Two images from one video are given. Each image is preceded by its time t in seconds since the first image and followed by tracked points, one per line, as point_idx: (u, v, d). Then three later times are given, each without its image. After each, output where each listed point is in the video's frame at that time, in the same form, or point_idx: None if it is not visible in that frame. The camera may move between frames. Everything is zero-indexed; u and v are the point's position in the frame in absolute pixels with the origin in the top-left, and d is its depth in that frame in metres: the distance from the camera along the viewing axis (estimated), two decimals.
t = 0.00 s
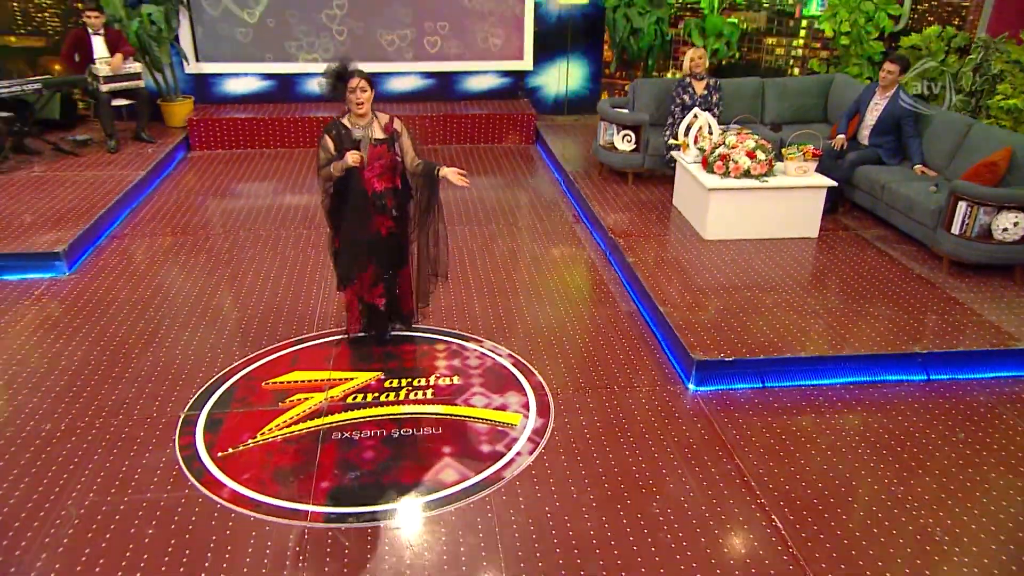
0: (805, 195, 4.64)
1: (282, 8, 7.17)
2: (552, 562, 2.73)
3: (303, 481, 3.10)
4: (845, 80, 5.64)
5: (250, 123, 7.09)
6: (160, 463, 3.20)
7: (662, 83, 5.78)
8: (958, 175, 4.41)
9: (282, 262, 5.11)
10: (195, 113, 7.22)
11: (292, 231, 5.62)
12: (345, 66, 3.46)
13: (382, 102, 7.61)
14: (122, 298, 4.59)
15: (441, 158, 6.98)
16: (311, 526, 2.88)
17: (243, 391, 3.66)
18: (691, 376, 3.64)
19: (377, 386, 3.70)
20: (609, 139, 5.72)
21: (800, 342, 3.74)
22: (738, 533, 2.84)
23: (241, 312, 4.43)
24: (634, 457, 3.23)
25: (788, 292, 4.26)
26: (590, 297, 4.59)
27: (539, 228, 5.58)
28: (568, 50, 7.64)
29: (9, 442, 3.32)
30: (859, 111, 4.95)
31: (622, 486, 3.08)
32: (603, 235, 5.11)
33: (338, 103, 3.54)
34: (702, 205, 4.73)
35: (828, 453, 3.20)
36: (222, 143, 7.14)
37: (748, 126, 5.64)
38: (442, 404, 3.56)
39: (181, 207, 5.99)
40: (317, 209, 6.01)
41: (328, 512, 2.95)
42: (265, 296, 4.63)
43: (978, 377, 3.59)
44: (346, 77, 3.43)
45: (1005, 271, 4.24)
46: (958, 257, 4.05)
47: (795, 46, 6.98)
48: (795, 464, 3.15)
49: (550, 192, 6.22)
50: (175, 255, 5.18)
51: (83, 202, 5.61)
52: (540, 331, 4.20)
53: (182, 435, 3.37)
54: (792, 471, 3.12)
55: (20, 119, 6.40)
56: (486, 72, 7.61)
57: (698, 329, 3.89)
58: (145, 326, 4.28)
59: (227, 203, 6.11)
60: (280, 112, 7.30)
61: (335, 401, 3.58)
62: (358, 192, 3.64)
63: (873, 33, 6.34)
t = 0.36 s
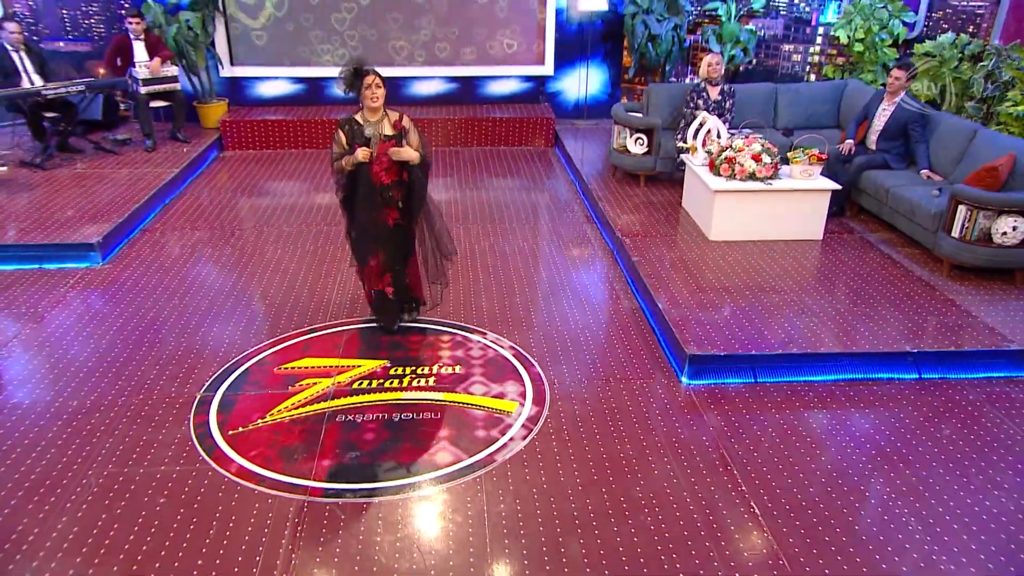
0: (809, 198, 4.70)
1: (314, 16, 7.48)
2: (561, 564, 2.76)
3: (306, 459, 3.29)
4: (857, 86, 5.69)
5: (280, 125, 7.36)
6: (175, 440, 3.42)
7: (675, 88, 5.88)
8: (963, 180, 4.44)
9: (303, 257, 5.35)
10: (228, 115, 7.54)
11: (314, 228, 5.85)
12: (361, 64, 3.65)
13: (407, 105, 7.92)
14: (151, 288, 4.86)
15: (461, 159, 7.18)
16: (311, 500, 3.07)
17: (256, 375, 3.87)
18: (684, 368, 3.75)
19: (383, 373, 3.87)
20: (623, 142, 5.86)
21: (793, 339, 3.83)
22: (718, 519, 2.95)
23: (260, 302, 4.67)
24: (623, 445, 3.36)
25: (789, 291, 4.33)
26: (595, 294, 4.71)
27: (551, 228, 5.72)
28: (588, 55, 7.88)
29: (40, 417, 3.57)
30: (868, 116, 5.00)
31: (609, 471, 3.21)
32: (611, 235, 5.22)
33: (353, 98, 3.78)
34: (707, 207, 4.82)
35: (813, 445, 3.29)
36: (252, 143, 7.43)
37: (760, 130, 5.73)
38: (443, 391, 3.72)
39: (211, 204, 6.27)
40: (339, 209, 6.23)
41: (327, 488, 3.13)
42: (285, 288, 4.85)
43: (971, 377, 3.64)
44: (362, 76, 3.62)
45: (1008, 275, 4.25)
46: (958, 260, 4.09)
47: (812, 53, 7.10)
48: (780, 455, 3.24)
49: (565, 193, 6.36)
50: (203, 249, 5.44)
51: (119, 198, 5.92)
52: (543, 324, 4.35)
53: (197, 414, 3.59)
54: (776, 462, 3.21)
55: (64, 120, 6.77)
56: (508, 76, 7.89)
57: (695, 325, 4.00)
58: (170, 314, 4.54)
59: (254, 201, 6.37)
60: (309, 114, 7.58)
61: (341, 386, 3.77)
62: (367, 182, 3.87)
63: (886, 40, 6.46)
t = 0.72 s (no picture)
0: (812, 202, 4.79)
1: (347, 26, 7.88)
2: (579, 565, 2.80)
3: (313, 439, 3.49)
4: (868, 94, 5.76)
5: (307, 128, 7.65)
6: (193, 419, 3.65)
7: (687, 94, 5.97)
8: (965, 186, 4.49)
9: (323, 254, 5.59)
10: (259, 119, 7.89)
11: (335, 228, 6.10)
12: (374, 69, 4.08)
13: (432, 110, 8.27)
14: (179, 281, 5.13)
15: (481, 163, 7.40)
16: (315, 477, 3.26)
17: (271, 362, 4.09)
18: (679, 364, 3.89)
19: (389, 362, 4.07)
20: (635, 147, 6.01)
21: (787, 337, 3.94)
22: (699, 504, 3.07)
23: (279, 296, 4.90)
24: (614, 433, 3.51)
25: (788, 292, 4.42)
26: (599, 294, 4.85)
27: (563, 229, 5.87)
28: (606, 64, 8.20)
29: (71, 396, 3.84)
30: (874, 124, 5.07)
31: (598, 458, 3.36)
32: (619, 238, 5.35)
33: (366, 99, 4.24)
34: (712, 210, 4.94)
35: (797, 439, 3.40)
36: (282, 146, 7.74)
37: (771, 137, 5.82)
38: (445, 380, 3.90)
39: (239, 204, 6.56)
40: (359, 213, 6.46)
41: (330, 467, 3.32)
42: (303, 283, 5.09)
43: (961, 378, 3.71)
44: (375, 80, 4.05)
45: (1009, 281, 4.29)
46: (956, 265, 4.14)
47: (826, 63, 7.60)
48: (764, 447, 3.36)
49: (579, 197, 6.51)
50: (230, 245, 5.72)
51: (155, 196, 6.24)
52: (548, 319, 4.52)
53: (214, 397, 3.81)
54: (760, 453, 3.33)
55: (106, 123, 7.14)
56: (529, 84, 8.23)
57: (692, 322, 4.13)
58: (196, 305, 4.80)
59: (280, 201, 6.65)
60: (336, 119, 7.89)
61: (350, 373, 3.97)
62: (374, 177, 4.20)
63: (899, 49, 6.60)
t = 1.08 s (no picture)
0: (818, 210, 4.89)
1: (375, 38, 8.21)
2: (590, 566, 2.84)
3: (326, 424, 3.70)
4: (880, 105, 5.85)
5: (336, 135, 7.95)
6: (214, 403, 3.89)
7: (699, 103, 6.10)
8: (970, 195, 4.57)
9: (346, 254, 5.85)
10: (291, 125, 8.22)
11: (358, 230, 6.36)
12: (398, 76, 4.36)
13: (456, 119, 8.55)
14: (209, 278, 5.41)
15: (502, 169, 7.63)
16: (325, 458, 3.47)
17: (289, 352, 4.32)
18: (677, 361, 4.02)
19: (400, 355, 4.27)
20: (649, 155, 6.17)
21: (785, 338, 4.05)
22: (687, 492, 3.20)
23: (302, 292, 5.15)
24: (610, 424, 3.67)
25: (790, 295, 4.53)
26: (606, 295, 5.00)
27: (578, 234, 6.04)
28: (626, 74, 8.39)
29: (107, 380, 4.12)
30: (882, 135, 5.17)
31: (594, 447, 3.52)
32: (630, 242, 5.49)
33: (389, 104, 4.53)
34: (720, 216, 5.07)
35: (788, 435, 3.52)
36: (311, 151, 8.05)
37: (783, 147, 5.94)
38: (452, 372, 4.09)
39: (269, 206, 6.85)
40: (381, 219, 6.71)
41: (338, 449, 3.52)
42: (325, 281, 5.34)
43: (953, 382, 3.82)
44: (398, 86, 4.34)
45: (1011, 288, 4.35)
46: (957, 272, 4.21)
47: (841, 74, 7.64)
48: (754, 440, 3.48)
49: (595, 203, 6.67)
50: (258, 245, 6.00)
51: (190, 197, 6.56)
52: (556, 317, 4.70)
53: (234, 384, 4.05)
54: (749, 447, 3.46)
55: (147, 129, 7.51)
56: (550, 93, 8.48)
57: (693, 321, 4.27)
58: (225, 299, 5.07)
59: (308, 204, 6.93)
60: (365, 126, 8.19)
61: (363, 364, 4.19)
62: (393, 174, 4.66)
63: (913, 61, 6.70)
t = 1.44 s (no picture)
0: (826, 218, 5.01)
1: (404, 51, 8.56)
2: (586, 549, 2.99)
3: (343, 412, 3.92)
4: (892, 117, 5.97)
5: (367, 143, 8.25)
6: (240, 392, 4.13)
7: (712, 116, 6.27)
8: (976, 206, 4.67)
9: (371, 258, 6.09)
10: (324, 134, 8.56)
11: (384, 235, 6.61)
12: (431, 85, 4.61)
13: (482, 129, 8.84)
14: (241, 278, 5.68)
15: (524, 177, 7.85)
16: (340, 444, 3.68)
17: (312, 347, 4.56)
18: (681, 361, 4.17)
19: (416, 351, 4.48)
20: (665, 165, 6.32)
21: (787, 341, 4.17)
22: (682, 485, 3.34)
23: (328, 293, 5.40)
24: (613, 419, 3.83)
25: (797, 301, 4.64)
26: (618, 299, 5.16)
27: (595, 241, 6.21)
28: (646, 87, 8.60)
29: (143, 371, 4.38)
30: (892, 147, 5.33)
31: (596, 439, 3.68)
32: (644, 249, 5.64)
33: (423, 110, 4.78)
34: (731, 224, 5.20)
35: (784, 434, 3.64)
36: (342, 159, 8.36)
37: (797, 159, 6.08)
38: (464, 368, 4.28)
39: (300, 211, 7.14)
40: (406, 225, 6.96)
41: (352, 436, 3.73)
42: (350, 282, 5.58)
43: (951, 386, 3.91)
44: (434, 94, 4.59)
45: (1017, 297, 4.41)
46: (962, 280, 4.30)
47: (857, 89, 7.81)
48: (751, 438, 3.61)
49: (614, 212, 6.84)
50: (289, 248, 6.28)
51: (226, 202, 6.87)
52: (568, 318, 4.88)
53: (259, 375, 4.30)
54: (744, 444, 3.59)
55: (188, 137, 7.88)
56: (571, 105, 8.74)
57: (699, 324, 4.41)
58: (255, 298, 5.33)
59: (337, 210, 7.22)
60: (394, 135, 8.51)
61: (381, 358, 4.41)
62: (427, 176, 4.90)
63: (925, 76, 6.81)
